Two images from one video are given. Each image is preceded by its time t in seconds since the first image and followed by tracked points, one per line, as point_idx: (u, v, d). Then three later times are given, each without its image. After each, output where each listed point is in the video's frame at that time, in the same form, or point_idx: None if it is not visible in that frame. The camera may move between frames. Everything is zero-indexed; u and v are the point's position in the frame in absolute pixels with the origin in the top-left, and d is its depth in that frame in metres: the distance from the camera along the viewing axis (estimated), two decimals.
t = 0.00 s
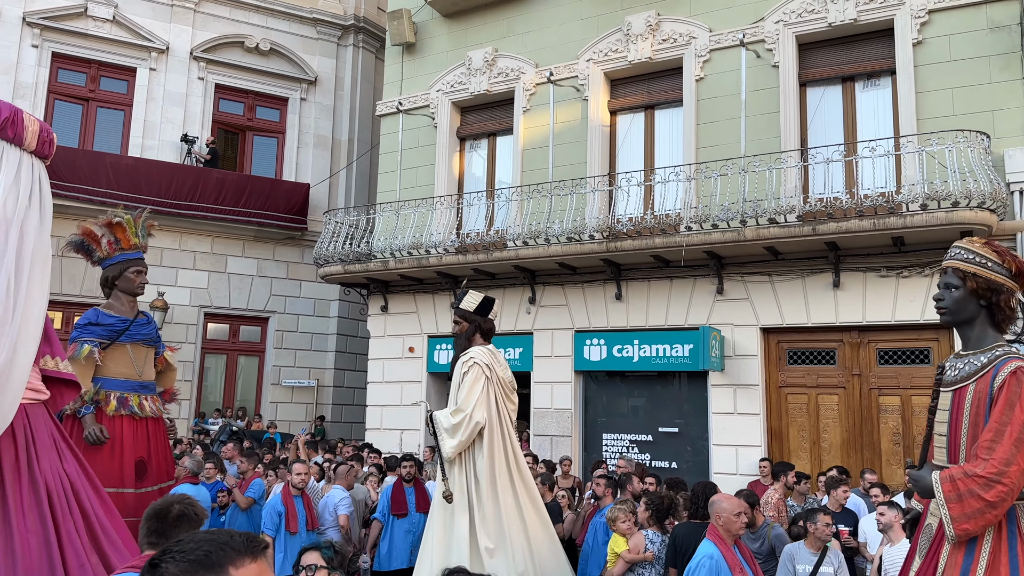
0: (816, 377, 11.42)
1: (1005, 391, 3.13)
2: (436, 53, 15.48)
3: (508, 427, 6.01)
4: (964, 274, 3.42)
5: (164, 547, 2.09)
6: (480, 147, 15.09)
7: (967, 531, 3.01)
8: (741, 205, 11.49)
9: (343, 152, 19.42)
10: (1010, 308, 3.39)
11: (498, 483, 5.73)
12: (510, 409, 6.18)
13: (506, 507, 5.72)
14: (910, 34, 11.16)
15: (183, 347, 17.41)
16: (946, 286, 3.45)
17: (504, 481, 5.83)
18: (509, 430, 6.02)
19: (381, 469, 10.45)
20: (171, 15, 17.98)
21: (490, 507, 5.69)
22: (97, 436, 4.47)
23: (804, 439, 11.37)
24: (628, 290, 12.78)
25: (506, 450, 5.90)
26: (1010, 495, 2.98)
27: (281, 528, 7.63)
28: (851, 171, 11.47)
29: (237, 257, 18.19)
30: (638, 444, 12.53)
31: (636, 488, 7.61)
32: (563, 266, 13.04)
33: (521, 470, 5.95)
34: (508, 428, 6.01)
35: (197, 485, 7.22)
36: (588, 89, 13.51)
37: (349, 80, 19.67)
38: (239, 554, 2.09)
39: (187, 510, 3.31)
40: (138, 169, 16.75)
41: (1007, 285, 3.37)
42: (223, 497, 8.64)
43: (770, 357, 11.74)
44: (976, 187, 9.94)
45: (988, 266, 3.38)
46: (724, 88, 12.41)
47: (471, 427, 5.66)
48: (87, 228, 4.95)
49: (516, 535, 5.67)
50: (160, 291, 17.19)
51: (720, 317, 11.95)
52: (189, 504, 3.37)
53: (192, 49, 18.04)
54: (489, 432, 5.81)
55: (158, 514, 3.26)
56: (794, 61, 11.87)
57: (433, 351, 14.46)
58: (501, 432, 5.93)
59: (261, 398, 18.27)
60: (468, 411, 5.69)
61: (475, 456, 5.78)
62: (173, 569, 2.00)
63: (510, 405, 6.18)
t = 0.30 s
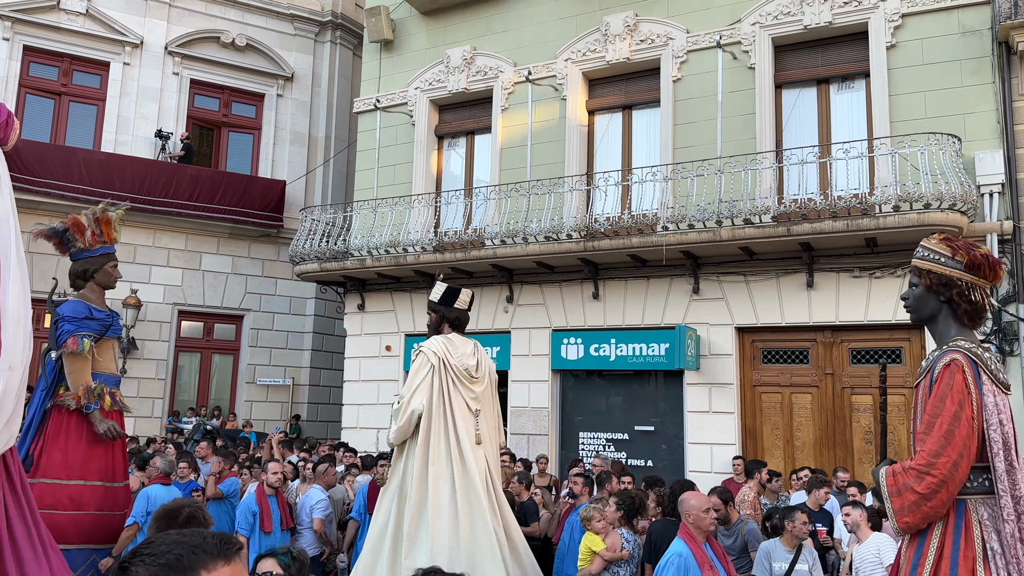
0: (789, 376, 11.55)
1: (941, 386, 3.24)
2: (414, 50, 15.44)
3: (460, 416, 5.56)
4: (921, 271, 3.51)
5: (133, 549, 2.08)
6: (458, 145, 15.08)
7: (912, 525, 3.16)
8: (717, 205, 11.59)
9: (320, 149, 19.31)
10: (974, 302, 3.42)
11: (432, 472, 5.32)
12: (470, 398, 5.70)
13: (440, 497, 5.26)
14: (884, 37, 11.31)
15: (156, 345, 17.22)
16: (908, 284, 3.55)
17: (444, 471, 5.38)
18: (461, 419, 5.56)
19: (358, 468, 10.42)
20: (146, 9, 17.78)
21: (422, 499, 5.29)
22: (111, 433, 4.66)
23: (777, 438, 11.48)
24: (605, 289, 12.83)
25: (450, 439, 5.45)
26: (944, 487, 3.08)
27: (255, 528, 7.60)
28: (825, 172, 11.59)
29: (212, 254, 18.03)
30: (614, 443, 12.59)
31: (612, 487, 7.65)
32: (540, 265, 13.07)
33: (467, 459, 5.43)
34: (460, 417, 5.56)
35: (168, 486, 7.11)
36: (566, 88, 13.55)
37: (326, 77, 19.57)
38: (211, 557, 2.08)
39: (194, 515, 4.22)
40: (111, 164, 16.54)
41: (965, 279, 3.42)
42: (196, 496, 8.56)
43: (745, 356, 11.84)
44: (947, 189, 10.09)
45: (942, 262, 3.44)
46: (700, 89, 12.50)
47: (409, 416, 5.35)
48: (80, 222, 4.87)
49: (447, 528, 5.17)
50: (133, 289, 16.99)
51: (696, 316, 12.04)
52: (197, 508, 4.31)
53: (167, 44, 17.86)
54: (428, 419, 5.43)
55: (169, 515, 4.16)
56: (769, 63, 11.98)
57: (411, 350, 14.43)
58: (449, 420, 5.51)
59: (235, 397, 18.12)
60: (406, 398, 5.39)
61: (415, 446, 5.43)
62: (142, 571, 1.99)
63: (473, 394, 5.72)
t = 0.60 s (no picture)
0: (763, 375, 11.67)
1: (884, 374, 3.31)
2: (392, 48, 15.39)
3: (407, 425, 5.51)
4: (885, 259, 3.59)
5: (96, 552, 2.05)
6: (435, 144, 15.06)
7: (867, 509, 3.23)
8: (693, 206, 11.67)
9: (296, 146, 19.19)
10: (934, 286, 3.44)
11: (368, 482, 5.37)
12: (423, 406, 5.58)
13: (375, 507, 5.28)
14: (858, 41, 11.46)
15: (128, 343, 17.03)
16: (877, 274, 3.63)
17: (383, 481, 5.40)
18: (410, 427, 5.50)
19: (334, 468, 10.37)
20: (120, 4, 17.56)
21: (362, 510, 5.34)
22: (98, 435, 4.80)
23: (751, 436, 11.59)
24: (582, 289, 12.88)
25: (391, 448, 5.44)
26: (888, 470, 3.16)
27: (229, 528, 7.53)
28: (799, 174, 11.71)
29: (186, 252, 17.85)
30: (590, 442, 12.63)
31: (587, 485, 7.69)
32: (518, 265, 13.08)
33: (406, 468, 5.36)
34: (408, 426, 5.50)
35: (132, 488, 7.02)
36: (544, 88, 13.59)
37: (303, 74, 19.46)
38: (179, 558, 2.05)
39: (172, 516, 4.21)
40: (83, 161, 16.33)
41: (922, 265, 3.44)
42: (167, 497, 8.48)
43: (719, 356, 11.94)
44: (918, 192, 10.24)
45: (901, 249, 3.50)
46: (677, 90, 12.58)
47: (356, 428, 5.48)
48: (79, 227, 4.78)
49: (378, 537, 5.17)
50: (105, 286, 16.79)
51: (672, 316, 12.12)
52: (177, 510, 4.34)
53: (141, 38, 17.66)
54: (372, 430, 5.49)
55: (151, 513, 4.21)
56: (745, 66, 12.09)
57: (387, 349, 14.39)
58: (394, 430, 5.50)
59: (209, 396, 17.96)
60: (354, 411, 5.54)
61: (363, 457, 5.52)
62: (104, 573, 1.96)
63: (427, 402, 5.57)
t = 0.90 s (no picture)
0: (736, 374, 11.78)
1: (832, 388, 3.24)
2: (369, 45, 15.33)
3: (347, 422, 5.58)
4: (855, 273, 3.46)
5: (65, 552, 2.00)
6: (413, 142, 15.03)
7: (832, 520, 3.17)
8: (669, 206, 11.75)
9: (271, 143, 19.05)
10: (893, 298, 3.27)
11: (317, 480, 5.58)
12: (364, 402, 5.56)
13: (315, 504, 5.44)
14: (832, 44, 11.60)
15: (100, 340, 16.85)
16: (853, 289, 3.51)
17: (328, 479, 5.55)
18: (350, 424, 5.56)
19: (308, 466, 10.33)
20: None
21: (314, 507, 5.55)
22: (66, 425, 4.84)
23: (724, 435, 11.70)
24: (558, 288, 12.92)
25: (334, 446, 5.57)
26: (837, 483, 3.11)
27: (203, 527, 7.48)
28: (773, 176, 11.83)
29: (158, 249, 17.67)
30: (566, 440, 12.68)
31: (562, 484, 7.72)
32: (495, 264, 13.09)
33: (341, 464, 5.45)
34: (349, 423, 5.58)
35: (96, 488, 6.96)
36: (521, 87, 13.61)
37: (278, 70, 19.33)
38: (153, 556, 2.04)
39: (132, 514, 4.10)
40: (53, 155, 16.11)
41: (880, 277, 3.29)
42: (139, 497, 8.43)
43: (694, 355, 12.04)
44: (890, 193, 10.40)
45: (862, 262, 3.38)
46: (654, 91, 12.66)
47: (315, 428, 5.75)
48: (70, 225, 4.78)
49: (316, 534, 5.34)
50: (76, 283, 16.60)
51: (648, 315, 12.20)
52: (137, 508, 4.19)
53: (113, 32, 17.44)
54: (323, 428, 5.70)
55: (107, 511, 4.06)
56: (720, 68, 12.20)
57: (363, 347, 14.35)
58: (340, 428, 5.63)
59: (182, 395, 17.79)
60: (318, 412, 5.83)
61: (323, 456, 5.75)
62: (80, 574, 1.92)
63: (365, 397, 5.56)
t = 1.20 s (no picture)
0: (708, 372, 11.90)
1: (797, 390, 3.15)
2: (344, 41, 15.26)
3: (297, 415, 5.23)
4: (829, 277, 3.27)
5: (56, 547, 2.00)
6: (388, 139, 14.99)
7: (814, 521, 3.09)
8: (643, 206, 11.85)
9: (244, 137, 18.89)
10: (850, 296, 3.09)
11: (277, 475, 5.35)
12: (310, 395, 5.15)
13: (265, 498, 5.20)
14: (804, 46, 11.75)
15: (68, 337, 16.64)
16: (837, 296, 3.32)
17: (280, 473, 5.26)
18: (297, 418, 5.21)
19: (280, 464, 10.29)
20: None
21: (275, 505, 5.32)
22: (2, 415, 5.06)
23: (696, 432, 11.82)
24: (533, 286, 12.97)
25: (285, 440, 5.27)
26: (804, 484, 3.03)
27: (174, 526, 7.44)
28: (745, 176, 11.97)
29: (129, 244, 17.47)
30: (540, 438, 12.73)
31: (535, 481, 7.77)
32: (470, 262, 13.11)
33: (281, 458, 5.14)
34: (297, 417, 5.21)
35: (64, 486, 6.89)
36: (497, 85, 13.64)
37: (252, 64, 19.18)
38: (143, 556, 2.08)
39: (92, 511, 4.05)
40: (21, 148, 15.89)
41: (835, 275, 3.14)
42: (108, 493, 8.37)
43: (667, 353, 12.15)
44: (859, 195, 10.58)
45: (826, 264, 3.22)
46: (629, 91, 12.74)
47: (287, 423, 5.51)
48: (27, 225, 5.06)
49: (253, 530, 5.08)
50: (44, 279, 16.38)
51: (621, 314, 12.29)
52: (97, 506, 4.14)
53: (84, 24, 17.21)
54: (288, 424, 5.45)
55: (66, 510, 4.00)
56: (694, 68, 12.32)
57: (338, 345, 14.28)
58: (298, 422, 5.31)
59: (151, 392, 17.61)
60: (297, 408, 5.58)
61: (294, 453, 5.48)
62: (77, 571, 1.93)
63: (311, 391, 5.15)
